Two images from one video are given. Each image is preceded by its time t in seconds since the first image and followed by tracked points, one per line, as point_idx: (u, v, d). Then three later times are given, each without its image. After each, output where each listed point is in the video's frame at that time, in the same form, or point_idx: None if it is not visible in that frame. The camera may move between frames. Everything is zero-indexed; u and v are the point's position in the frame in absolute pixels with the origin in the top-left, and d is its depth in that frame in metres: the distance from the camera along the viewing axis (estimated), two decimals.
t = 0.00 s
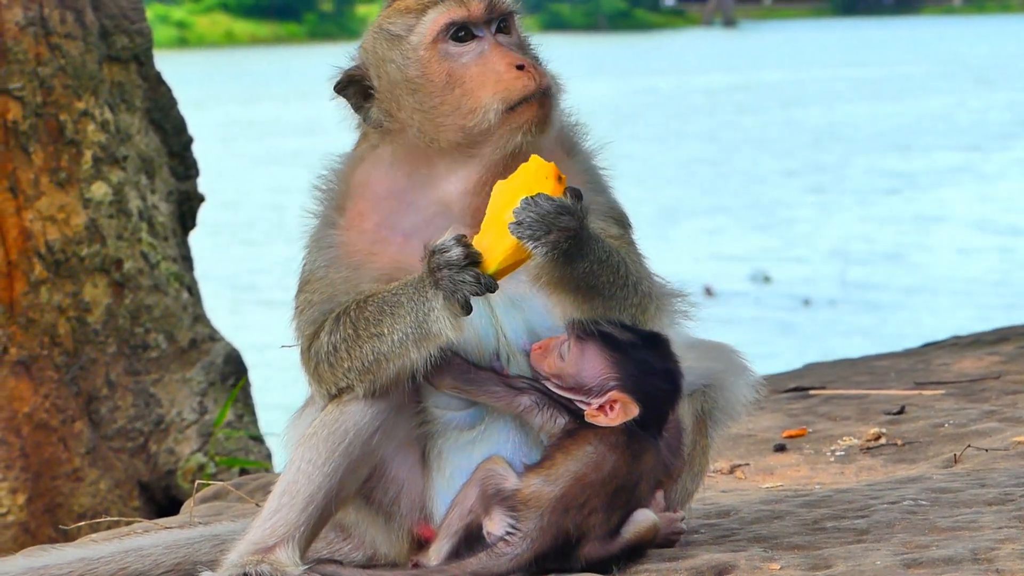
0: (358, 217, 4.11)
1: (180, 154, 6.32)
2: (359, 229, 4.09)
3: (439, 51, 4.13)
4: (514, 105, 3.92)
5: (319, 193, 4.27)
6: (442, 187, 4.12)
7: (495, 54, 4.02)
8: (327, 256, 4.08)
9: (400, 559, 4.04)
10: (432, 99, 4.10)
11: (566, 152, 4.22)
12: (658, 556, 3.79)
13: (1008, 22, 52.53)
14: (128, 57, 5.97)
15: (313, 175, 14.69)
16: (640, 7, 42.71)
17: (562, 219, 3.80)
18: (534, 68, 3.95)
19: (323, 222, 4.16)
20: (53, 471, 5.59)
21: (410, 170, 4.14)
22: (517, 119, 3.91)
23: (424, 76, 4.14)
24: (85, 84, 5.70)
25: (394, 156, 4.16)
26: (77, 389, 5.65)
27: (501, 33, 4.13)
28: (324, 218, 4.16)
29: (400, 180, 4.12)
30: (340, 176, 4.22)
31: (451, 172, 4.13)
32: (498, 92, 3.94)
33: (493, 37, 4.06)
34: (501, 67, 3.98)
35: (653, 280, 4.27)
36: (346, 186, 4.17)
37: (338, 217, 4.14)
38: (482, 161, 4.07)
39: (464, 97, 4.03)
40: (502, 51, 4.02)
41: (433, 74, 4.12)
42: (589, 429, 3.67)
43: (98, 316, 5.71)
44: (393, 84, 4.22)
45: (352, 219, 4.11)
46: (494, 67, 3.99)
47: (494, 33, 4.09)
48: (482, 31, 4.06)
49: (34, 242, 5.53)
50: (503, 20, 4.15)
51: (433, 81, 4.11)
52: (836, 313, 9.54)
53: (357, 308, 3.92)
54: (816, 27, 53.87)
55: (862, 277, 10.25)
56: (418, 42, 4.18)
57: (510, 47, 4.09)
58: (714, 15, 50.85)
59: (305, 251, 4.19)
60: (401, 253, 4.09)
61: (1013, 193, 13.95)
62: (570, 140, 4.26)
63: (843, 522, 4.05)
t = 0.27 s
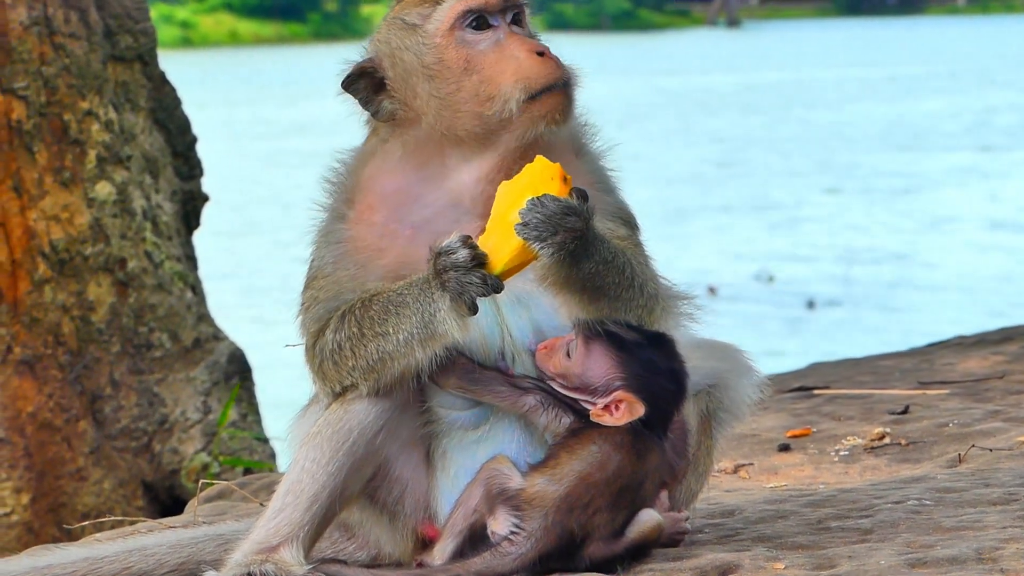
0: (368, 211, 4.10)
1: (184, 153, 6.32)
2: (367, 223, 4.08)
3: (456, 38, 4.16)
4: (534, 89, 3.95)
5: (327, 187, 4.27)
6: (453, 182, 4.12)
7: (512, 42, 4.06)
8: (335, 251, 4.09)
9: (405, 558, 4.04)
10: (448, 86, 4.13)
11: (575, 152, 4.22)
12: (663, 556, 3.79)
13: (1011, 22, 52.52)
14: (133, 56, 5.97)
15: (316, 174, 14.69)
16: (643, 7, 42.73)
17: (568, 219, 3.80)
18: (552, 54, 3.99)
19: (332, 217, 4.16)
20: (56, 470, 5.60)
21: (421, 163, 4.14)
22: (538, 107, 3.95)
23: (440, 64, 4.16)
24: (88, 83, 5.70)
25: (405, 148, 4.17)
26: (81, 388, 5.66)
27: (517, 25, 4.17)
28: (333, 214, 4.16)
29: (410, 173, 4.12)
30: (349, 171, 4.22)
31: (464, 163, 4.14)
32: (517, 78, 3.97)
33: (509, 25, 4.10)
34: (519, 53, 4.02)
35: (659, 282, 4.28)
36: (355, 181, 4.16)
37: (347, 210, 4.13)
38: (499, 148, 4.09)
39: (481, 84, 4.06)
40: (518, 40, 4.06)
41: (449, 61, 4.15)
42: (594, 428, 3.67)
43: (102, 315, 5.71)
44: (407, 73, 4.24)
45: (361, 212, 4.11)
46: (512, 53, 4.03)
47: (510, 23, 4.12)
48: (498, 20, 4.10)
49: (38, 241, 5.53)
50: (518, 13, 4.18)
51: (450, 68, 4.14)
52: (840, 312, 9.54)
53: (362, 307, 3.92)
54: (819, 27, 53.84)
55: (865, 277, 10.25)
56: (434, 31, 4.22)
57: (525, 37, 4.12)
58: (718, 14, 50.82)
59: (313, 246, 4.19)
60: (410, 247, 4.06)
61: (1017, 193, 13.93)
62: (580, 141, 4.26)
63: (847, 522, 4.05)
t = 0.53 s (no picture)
0: (373, 205, 4.10)
1: (186, 151, 6.33)
2: (372, 218, 4.09)
3: (473, 29, 4.14)
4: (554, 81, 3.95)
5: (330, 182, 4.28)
6: (459, 177, 4.13)
7: (528, 35, 4.06)
8: (339, 247, 4.10)
9: (406, 557, 4.04)
10: (464, 78, 4.10)
11: (578, 148, 4.22)
12: (664, 555, 3.79)
13: (1015, 23, 52.50)
14: (135, 54, 5.98)
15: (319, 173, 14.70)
16: (647, 7, 42.74)
17: (567, 216, 3.78)
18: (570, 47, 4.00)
19: (336, 212, 4.16)
20: (59, 468, 5.62)
21: (426, 159, 4.13)
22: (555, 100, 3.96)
23: (455, 56, 4.14)
24: (91, 81, 5.71)
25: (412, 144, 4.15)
26: (83, 385, 5.67)
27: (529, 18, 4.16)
28: (337, 208, 4.16)
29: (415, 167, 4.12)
30: (354, 165, 4.23)
31: (472, 157, 4.14)
32: (539, 68, 3.96)
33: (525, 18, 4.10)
34: (539, 45, 4.01)
35: (662, 279, 4.27)
36: (359, 175, 4.17)
37: (351, 205, 4.14)
38: (512, 141, 4.09)
39: (499, 75, 4.05)
40: (535, 32, 4.06)
41: (465, 53, 4.12)
42: (595, 427, 3.67)
43: (105, 313, 5.72)
44: (420, 65, 4.21)
45: (366, 206, 4.11)
46: (529, 45, 4.02)
47: (523, 16, 4.12)
48: (512, 13, 4.09)
49: (41, 238, 5.54)
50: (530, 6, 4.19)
51: (467, 59, 4.11)
52: (842, 312, 9.54)
53: (362, 304, 3.92)
54: (823, 27, 53.80)
55: (869, 277, 10.24)
56: (450, 22, 4.18)
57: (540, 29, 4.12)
58: (722, 14, 50.79)
59: (316, 241, 4.20)
60: (415, 242, 4.07)
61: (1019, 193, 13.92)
62: (583, 138, 4.25)
63: (849, 521, 4.05)
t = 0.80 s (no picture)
0: (378, 200, 4.10)
1: (189, 149, 6.33)
2: (377, 212, 4.09)
3: (482, 25, 4.15)
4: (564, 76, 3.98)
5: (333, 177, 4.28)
6: (464, 172, 4.13)
7: (536, 32, 4.07)
8: (343, 242, 4.09)
9: (408, 554, 4.04)
10: (473, 73, 4.12)
11: (582, 145, 4.22)
12: (665, 553, 3.79)
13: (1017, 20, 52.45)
14: (137, 51, 5.97)
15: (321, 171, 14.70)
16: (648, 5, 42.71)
17: (568, 214, 3.77)
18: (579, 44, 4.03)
19: (340, 207, 4.16)
20: (60, 466, 5.63)
21: (433, 154, 4.13)
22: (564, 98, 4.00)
23: (464, 51, 4.15)
24: (93, 79, 5.71)
25: (419, 140, 4.15)
26: (84, 383, 5.67)
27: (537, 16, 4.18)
28: (342, 202, 4.16)
29: (420, 160, 4.12)
30: (357, 161, 4.22)
31: (479, 151, 4.15)
32: (548, 66, 4.00)
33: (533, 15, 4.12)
34: (548, 41, 4.04)
35: (665, 277, 4.27)
36: (363, 169, 4.17)
37: (355, 199, 4.13)
38: (520, 136, 4.11)
39: (507, 71, 4.07)
40: (544, 28, 4.08)
41: (474, 49, 4.14)
42: (598, 424, 3.66)
43: (106, 311, 5.72)
44: (428, 62, 4.22)
45: (370, 201, 4.11)
46: (538, 42, 4.04)
47: (531, 13, 4.13)
48: (520, 10, 4.11)
49: (42, 236, 5.54)
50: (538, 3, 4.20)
51: (476, 55, 4.13)
52: (843, 310, 9.53)
53: (363, 301, 3.92)
54: (825, 25, 53.75)
55: (870, 276, 10.24)
56: (459, 18, 4.20)
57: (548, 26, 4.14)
58: (723, 11, 50.76)
59: (321, 235, 4.19)
60: (421, 237, 4.07)
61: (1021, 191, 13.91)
62: (587, 135, 4.25)
63: (850, 519, 4.05)
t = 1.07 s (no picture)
0: (375, 200, 4.11)
1: (190, 145, 6.33)
2: (374, 213, 4.09)
3: (469, 30, 4.14)
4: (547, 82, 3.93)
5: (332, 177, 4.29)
6: (461, 174, 4.12)
7: (523, 37, 4.03)
8: (341, 242, 4.10)
9: (409, 551, 4.03)
10: (461, 78, 4.10)
11: (582, 143, 4.21)
12: (666, 550, 3.80)
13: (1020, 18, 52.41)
14: (139, 48, 5.97)
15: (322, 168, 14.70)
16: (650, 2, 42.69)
17: (568, 213, 3.76)
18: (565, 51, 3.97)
19: (339, 206, 4.17)
20: (62, 462, 5.63)
21: (429, 154, 4.13)
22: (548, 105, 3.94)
23: (453, 56, 4.14)
24: (95, 75, 5.71)
25: (413, 142, 4.16)
26: (86, 379, 5.67)
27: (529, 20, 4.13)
28: (342, 201, 4.17)
29: (417, 160, 4.13)
30: (356, 160, 4.23)
31: (473, 154, 4.13)
32: (529, 74, 3.95)
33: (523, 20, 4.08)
34: (532, 48, 3.99)
35: (665, 274, 4.27)
36: (362, 169, 4.18)
37: (353, 200, 4.14)
38: (511, 140, 4.07)
39: (492, 78, 4.04)
40: (532, 34, 4.03)
41: (462, 54, 4.12)
42: (599, 421, 3.67)
43: (108, 307, 5.72)
44: (420, 64, 4.22)
45: (368, 201, 4.12)
46: (524, 47, 4.00)
47: (522, 17, 4.10)
48: (510, 15, 4.08)
49: (44, 233, 5.55)
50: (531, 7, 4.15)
51: (462, 61, 4.12)
52: (844, 308, 9.53)
53: (364, 299, 3.93)
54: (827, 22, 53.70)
55: (872, 273, 10.23)
56: (447, 23, 4.19)
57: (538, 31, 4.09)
58: (725, 9, 50.73)
59: (321, 235, 4.20)
60: (417, 238, 4.08)
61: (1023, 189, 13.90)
62: (587, 133, 4.25)
63: (851, 516, 4.05)
